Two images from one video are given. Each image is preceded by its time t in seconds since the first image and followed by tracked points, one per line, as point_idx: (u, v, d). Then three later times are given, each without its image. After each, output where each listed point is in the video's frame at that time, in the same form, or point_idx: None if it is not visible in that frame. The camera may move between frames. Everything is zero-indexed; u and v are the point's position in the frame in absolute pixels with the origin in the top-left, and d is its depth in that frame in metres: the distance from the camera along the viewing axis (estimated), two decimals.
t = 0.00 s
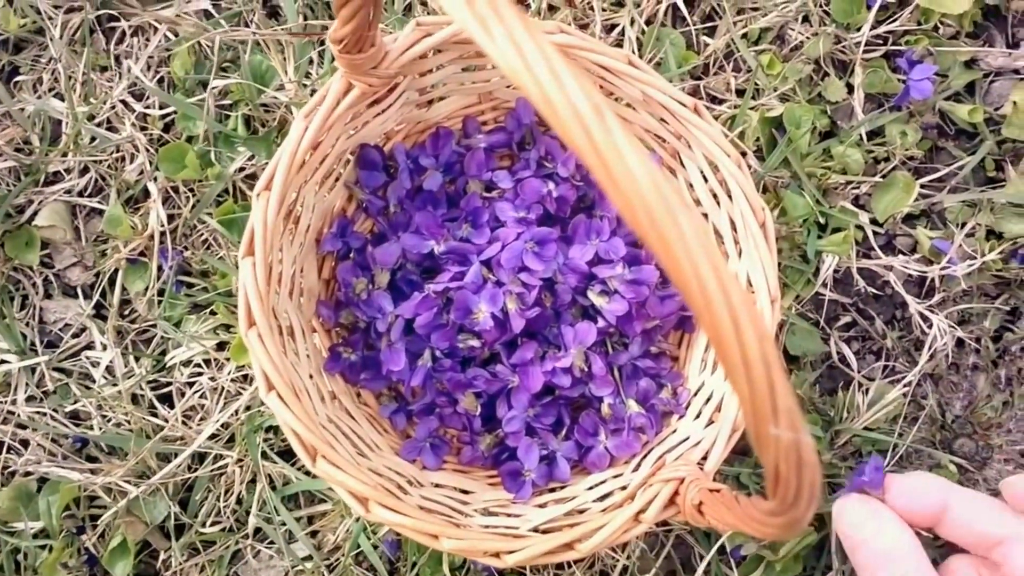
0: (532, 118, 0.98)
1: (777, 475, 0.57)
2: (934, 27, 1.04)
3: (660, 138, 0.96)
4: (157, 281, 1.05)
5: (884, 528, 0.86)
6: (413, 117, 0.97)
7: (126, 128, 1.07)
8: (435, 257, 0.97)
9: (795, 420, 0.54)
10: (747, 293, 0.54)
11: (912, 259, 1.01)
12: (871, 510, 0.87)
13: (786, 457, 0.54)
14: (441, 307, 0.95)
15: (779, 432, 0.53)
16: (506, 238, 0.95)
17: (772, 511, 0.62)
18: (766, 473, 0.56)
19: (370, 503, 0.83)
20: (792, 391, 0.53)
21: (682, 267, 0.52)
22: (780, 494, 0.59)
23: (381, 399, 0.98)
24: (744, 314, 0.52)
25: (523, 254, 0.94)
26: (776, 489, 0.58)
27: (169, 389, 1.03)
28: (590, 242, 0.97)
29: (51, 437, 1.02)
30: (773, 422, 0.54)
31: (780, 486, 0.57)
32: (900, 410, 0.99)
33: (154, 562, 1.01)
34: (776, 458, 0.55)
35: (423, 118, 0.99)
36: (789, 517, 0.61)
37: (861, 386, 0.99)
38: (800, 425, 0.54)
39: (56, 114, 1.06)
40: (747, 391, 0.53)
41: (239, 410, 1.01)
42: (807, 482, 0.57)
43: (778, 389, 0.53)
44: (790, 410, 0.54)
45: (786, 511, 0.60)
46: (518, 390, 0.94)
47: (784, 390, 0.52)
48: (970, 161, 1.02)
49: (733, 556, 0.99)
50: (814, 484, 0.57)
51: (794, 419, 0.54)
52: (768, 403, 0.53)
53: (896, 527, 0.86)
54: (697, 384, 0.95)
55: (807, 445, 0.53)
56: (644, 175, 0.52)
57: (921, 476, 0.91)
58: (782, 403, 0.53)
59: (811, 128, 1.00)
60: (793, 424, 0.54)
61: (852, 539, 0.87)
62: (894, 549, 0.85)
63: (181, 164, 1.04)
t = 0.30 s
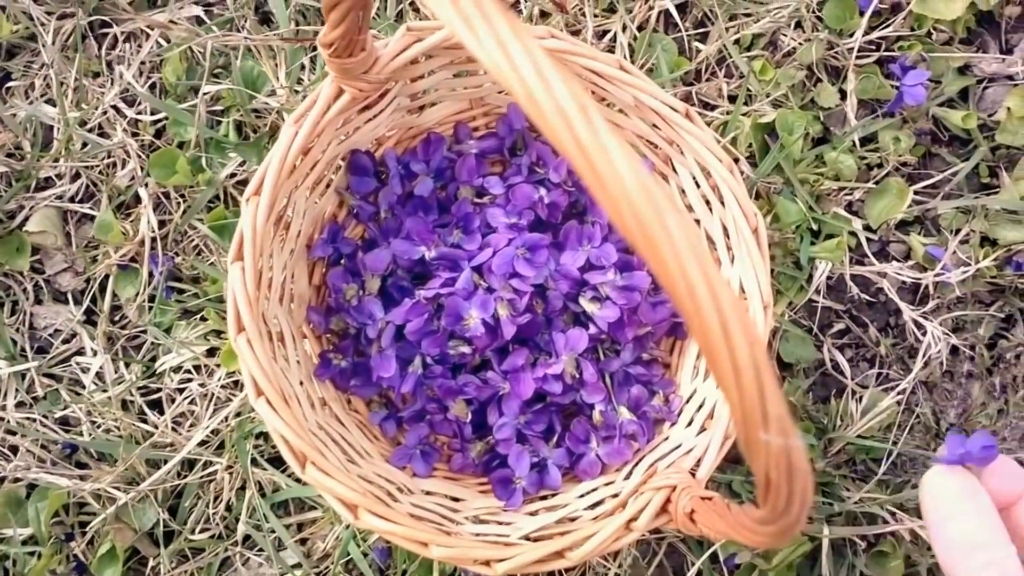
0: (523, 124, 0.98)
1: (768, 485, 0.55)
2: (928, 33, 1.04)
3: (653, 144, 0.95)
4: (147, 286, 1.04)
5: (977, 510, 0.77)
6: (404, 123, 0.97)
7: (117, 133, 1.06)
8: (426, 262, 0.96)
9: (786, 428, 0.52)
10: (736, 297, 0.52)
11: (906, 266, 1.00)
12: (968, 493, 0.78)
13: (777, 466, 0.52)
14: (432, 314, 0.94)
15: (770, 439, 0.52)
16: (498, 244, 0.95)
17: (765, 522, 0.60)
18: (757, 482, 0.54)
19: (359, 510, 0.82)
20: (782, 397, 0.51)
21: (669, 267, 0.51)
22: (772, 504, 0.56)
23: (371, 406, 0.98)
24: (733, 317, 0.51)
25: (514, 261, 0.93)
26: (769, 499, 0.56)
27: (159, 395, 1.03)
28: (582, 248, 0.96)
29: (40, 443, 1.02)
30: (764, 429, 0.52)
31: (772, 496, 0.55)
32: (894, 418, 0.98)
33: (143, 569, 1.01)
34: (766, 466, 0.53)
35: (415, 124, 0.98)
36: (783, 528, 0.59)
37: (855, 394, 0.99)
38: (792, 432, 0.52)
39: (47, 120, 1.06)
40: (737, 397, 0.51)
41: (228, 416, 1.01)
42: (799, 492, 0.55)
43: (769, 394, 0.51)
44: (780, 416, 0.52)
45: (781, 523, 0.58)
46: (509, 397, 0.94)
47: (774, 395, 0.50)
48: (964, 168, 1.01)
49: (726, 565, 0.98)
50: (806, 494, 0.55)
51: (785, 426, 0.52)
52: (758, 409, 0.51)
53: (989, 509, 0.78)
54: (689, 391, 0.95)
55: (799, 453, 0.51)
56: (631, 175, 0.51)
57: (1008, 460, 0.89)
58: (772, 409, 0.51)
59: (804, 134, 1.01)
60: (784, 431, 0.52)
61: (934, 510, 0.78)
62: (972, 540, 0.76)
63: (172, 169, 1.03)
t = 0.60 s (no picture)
0: (516, 130, 0.97)
1: (768, 495, 0.54)
2: (922, 39, 1.04)
3: (646, 151, 0.95)
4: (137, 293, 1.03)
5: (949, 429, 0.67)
6: (396, 128, 0.96)
7: (108, 139, 1.06)
8: (417, 269, 0.96)
9: (786, 437, 0.51)
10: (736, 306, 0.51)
11: (901, 273, 1.00)
12: (909, 359, 0.62)
13: (777, 476, 0.52)
14: (423, 321, 0.93)
15: (770, 450, 0.51)
16: (490, 251, 0.94)
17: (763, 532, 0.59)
18: (757, 492, 0.53)
19: (349, 518, 0.81)
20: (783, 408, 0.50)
21: (669, 276, 0.50)
22: (772, 514, 0.56)
23: (362, 413, 0.97)
24: (733, 326, 0.50)
25: (507, 267, 0.93)
26: (768, 510, 0.55)
27: (149, 402, 1.02)
28: (575, 255, 0.96)
29: (29, 449, 1.01)
30: (764, 438, 0.51)
31: (772, 507, 0.55)
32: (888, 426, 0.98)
33: None
34: (766, 475, 0.52)
35: (407, 130, 0.98)
36: (782, 538, 0.58)
37: (849, 402, 0.98)
38: (792, 442, 0.51)
39: (39, 126, 1.05)
40: (737, 408, 0.50)
41: (219, 424, 1.00)
42: (799, 502, 0.54)
43: (769, 403, 0.50)
44: (782, 427, 0.51)
45: (780, 533, 0.57)
46: (501, 405, 0.93)
47: (774, 404, 0.49)
48: (959, 174, 1.01)
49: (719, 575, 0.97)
50: (806, 504, 0.54)
51: (786, 436, 0.51)
52: (758, 419, 0.50)
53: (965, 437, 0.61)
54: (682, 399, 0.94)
55: (800, 463, 0.50)
56: (630, 181, 0.50)
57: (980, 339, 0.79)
58: (773, 418, 0.50)
59: (797, 140, 1.00)
60: (784, 441, 0.51)
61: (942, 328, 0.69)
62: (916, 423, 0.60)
63: (163, 175, 1.03)
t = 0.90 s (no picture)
0: (508, 136, 0.97)
1: (764, 497, 0.52)
2: (918, 46, 1.04)
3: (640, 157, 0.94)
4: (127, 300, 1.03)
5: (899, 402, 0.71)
6: (388, 135, 0.96)
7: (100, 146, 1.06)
8: (408, 276, 0.95)
9: (783, 439, 0.49)
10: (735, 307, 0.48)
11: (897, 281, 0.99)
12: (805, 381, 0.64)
13: (775, 478, 0.50)
14: (414, 328, 0.93)
15: (769, 452, 0.49)
16: (482, 258, 0.94)
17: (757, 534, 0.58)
18: (752, 493, 0.52)
19: (340, 526, 0.80)
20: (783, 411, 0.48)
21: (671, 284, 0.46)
22: (767, 514, 0.54)
23: (352, 422, 0.96)
24: (735, 333, 0.47)
25: (499, 274, 0.92)
26: (764, 512, 0.54)
27: (139, 409, 1.02)
28: (567, 262, 0.95)
29: (18, 457, 1.00)
30: (761, 441, 0.49)
31: (767, 509, 0.53)
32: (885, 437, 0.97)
33: None
34: (763, 477, 0.50)
35: (399, 137, 0.97)
36: (777, 542, 0.56)
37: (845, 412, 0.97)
38: (788, 441, 0.50)
39: (31, 132, 1.05)
40: (736, 414, 0.48)
41: (209, 432, 1.00)
42: (795, 503, 0.52)
43: (767, 405, 0.48)
44: (780, 430, 0.49)
45: (776, 533, 0.56)
46: (493, 413, 0.92)
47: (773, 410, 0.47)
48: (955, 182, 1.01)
49: None
50: (804, 504, 0.53)
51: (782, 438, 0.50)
52: (756, 423, 0.48)
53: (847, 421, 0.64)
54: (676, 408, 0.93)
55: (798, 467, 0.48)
56: (634, 188, 0.46)
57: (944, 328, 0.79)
58: (771, 423, 0.48)
59: (792, 147, 1.00)
60: (781, 443, 0.50)
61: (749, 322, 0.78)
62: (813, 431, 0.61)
63: (155, 181, 1.03)
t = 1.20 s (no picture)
0: (501, 143, 0.96)
1: (778, 533, 0.52)
2: (915, 52, 1.03)
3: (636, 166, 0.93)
4: (116, 307, 1.02)
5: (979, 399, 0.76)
6: (381, 142, 0.95)
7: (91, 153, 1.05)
8: (401, 284, 0.94)
9: (800, 472, 0.49)
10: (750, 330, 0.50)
11: (896, 290, 0.98)
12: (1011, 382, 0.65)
13: (790, 513, 0.50)
14: (407, 337, 0.91)
15: (784, 484, 0.49)
16: (475, 266, 0.93)
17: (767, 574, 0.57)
18: (767, 529, 0.52)
19: (333, 541, 0.78)
20: (798, 440, 0.49)
21: (682, 303, 0.48)
22: (779, 553, 0.54)
23: (343, 431, 0.95)
24: (750, 355, 0.48)
25: (492, 282, 0.91)
26: (777, 546, 0.53)
27: (128, 418, 1.01)
28: (562, 270, 0.94)
29: (8, 466, 1.00)
30: (778, 473, 0.49)
31: (780, 544, 0.53)
32: (881, 447, 0.96)
33: None
34: (779, 511, 0.50)
35: (392, 144, 0.96)
36: None
37: (842, 422, 0.97)
38: (806, 478, 0.50)
39: (21, 138, 1.04)
40: (751, 439, 0.49)
41: (198, 441, 0.99)
42: (810, 540, 0.52)
43: (784, 433, 0.49)
44: (795, 458, 0.49)
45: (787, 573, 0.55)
46: (486, 423, 0.91)
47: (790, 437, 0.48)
48: (953, 190, 1.00)
49: None
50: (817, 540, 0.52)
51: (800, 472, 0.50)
52: (775, 451, 0.48)
53: None
54: (671, 419, 0.92)
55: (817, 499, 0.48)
56: (644, 207, 0.48)
57: None
58: (789, 453, 0.49)
59: (788, 154, 0.99)
60: (799, 477, 0.50)
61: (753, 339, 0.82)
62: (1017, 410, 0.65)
63: (146, 189, 1.01)
